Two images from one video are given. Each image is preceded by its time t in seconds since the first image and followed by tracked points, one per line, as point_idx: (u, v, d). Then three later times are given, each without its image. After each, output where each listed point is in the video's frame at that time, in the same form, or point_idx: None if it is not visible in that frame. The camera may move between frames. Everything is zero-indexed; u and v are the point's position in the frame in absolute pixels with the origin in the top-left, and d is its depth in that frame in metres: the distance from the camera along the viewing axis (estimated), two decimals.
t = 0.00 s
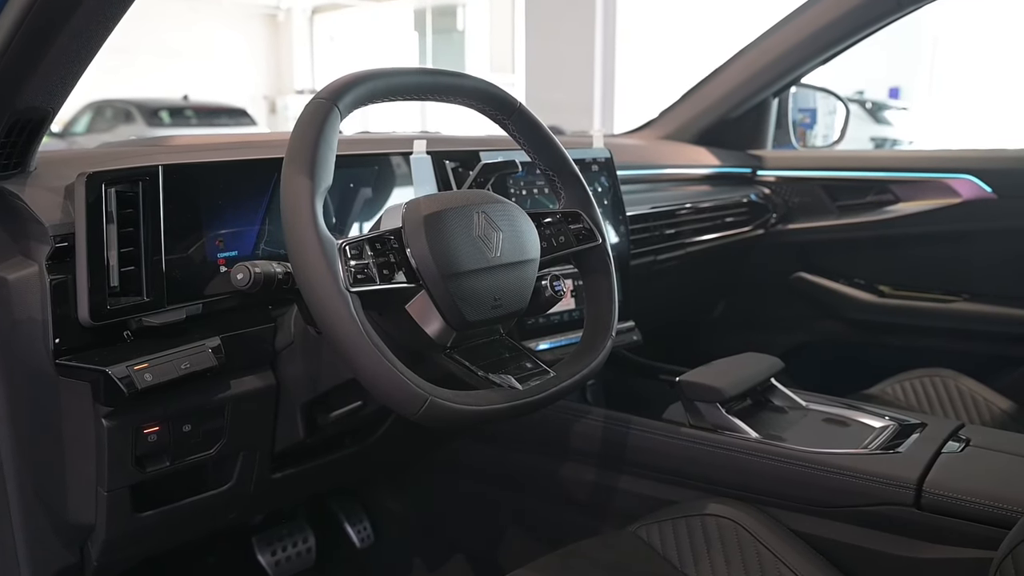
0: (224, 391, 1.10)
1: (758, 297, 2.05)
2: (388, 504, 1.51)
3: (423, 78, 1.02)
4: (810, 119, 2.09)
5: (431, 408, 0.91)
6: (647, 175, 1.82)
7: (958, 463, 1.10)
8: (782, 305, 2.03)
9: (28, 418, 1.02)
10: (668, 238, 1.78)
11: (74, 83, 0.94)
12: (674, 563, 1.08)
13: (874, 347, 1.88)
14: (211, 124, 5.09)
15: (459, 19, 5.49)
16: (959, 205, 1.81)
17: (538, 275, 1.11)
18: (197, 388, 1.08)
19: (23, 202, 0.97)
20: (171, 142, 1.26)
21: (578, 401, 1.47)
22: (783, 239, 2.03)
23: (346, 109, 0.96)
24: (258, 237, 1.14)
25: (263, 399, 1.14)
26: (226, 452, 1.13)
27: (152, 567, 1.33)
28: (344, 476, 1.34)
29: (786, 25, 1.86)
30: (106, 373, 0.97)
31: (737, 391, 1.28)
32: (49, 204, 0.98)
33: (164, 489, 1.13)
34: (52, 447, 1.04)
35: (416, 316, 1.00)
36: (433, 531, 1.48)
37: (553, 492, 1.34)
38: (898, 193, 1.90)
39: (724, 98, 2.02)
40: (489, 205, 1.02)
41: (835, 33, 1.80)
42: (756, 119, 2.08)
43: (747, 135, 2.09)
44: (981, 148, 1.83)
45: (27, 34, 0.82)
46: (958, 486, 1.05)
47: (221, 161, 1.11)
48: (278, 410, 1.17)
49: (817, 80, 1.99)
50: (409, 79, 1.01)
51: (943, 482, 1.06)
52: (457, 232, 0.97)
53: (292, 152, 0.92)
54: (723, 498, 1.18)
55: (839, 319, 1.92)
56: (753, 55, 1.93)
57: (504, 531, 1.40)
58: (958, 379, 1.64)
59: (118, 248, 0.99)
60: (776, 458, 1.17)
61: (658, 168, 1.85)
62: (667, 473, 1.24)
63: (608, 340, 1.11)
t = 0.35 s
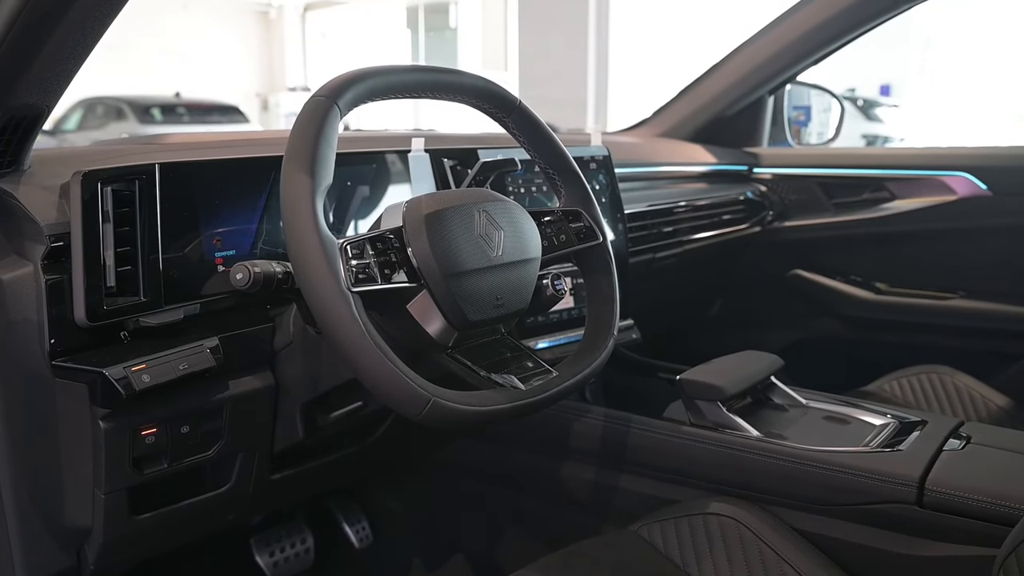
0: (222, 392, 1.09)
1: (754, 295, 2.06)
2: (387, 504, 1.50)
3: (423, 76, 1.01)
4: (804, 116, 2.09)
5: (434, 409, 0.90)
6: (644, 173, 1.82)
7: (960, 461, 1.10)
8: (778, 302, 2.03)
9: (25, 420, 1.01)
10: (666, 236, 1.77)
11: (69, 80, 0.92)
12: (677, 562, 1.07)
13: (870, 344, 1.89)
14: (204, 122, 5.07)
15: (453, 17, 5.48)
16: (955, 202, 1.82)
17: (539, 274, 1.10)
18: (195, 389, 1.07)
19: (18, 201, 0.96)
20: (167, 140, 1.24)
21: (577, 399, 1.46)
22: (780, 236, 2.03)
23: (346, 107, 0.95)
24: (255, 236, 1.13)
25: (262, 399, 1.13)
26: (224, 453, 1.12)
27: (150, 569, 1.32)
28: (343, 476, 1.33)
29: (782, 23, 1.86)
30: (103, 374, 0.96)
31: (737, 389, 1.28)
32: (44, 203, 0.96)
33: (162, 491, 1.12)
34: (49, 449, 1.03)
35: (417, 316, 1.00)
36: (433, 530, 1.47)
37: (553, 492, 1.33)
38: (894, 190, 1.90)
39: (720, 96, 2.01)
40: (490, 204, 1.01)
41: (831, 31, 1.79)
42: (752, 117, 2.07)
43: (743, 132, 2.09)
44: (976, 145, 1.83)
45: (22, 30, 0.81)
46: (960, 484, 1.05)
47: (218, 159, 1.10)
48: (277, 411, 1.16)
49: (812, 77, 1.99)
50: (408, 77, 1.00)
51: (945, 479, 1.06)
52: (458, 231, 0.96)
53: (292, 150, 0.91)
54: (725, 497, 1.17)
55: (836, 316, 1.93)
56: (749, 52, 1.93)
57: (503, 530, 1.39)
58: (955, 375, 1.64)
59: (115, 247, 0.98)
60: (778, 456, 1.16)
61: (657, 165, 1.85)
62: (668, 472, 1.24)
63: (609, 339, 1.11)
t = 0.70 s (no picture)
0: (220, 393, 1.08)
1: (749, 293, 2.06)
2: (384, 505, 1.49)
3: (423, 73, 1.00)
4: (796, 114, 2.10)
5: (437, 409, 0.89)
6: (640, 171, 1.81)
7: (960, 458, 1.10)
8: (773, 300, 2.04)
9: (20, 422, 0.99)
10: (663, 234, 1.77)
11: (65, 76, 0.91)
12: (679, 562, 1.07)
13: (865, 341, 1.89)
14: (194, 120, 5.04)
15: (444, 14, 5.46)
16: (950, 200, 1.82)
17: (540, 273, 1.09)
18: (192, 390, 1.06)
19: (12, 200, 0.94)
20: (162, 138, 1.23)
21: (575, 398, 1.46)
22: (775, 235, 2.03)
23: (346, 105, 0.94)
24: (253, 236, 1.11)
25: (260, 399, 1.12)
26: (222, 455, 1.11)
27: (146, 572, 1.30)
28: (341, 477, 1.32)
29: (778, 20, 1.85)
30: (100, 375, 0.94)
31: (737, 387, 1.27)
32: (39, 202, 0.95)
33: (159, 494, 1.11)
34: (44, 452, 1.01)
35: (419, 316, 0.99)
36: (430, 530, 1.46)
37: (552, 491, 1.33)
38: (889, 188, 1.90)
39: (715, 94, 2.01)
40: (491, 202, 1.00)
41: (827, 28, 1.79)
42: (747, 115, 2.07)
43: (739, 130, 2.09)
44: (971, 143, 1.83)
45: (17, 26, 0.79)
46: (961, 481, 1.05)
47: (215, 157, 1.09)
48: (275, 412, 1.15)
49: (807, 76, 1.99)
50: (409, 74, 0.99)
51: (946, 477, 1.06)
52: (459, 230, 0.96)
53: (292, 148, 0.90)
54: (725, 496, 1.17)
55: (832, 314, 1.93)
56: (745, 50, 1.92)
57: (502, 531, 1.39)
58: (951, 372, 1.64)
59: (111, 247, 0.96)
60: (779, 455, 1.16)
61: (652, 162, 1.83)
62: (668, 471, 1.24)
63: (611, 338, 1.10)
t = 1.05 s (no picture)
0: (217, 395, 1.07)
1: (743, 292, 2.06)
2: (380, 506, 1.48)
3: (423, 71, 0.99)
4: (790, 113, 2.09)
5: (441, 410, 0.88)
6: (636, 170, 1.80)
7: (961, 456, 1.10)
8: (768, 298, 2.04)
9: (14, 426, 0.98)
10: (659, 233, 1.77)
11: (60, 74, 0.89)
12: (681, 561, 1.06)
13: (859, 339, 1.90)
14: (182, 119, 4.99)
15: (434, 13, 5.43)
16: (944, 198, 1.83)
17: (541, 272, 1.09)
18: (189, 392, 1.04)
19: (6, 199, 0.93)
20: (156, 136, 1.21)
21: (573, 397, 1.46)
22: (769, 234, 2.04)
23: (346, 103, 0.93)
24: (249, 236, 1.10)
25: (257, 401, 1.11)
26: (219, 457, 1.10)
27: None
28: (339, 478, 1.31)
29: (772, 19, 1.85)
30: (96, 377, 0.93)
31: (737, 386, 1.27)
32: (33, 202, 0.93)
33: (155, 497, 1.09)
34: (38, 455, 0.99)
35: (419, 316, 0.98)
36: (427, 531, 1.45)
37: (551, 492, 1.32)
38: (883, 186, 1.91)
39: (709, 92, 2.01)
40: (492, 201, 0.99)
41: (821, 27, 1.79)
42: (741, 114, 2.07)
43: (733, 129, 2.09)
44: (965, 141, 1.84)
45: (12, 23, 0.78)
46: (962, 478, 1.05)
47: (211, 157, 1.07)
48: (273, 413, 1.14)
49: (801, 75, 1.99)
50: (410, 72, 0.98)
51: (947, 474, 1.06)
52: (461, 229, 0.95)
53: (293, 146, 0.88)
54: (726, 495, 1.17)
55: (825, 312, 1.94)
56: (738, 49, 1.92)
57: (500, 531, 1.38)
58: (946, 370, 1.65)
59: (107, 247, 0.95)
60: (779, 453, 1.16)
61: (647, 161, 1.83)
62: (668, 470, 1.23)
63: (612, 337, 1.10)
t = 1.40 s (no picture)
0: (214, 397, 1.06)
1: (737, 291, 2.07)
2: (376, 508, 1.47)
3: (423, 70, 0.98)
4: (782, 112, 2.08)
5: (443, 411, 0.88)
6: (630, 169, 1.79)
7: (960, 453, 1.10)
8: (762, 297, 2.05)
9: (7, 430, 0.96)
10: (654, 232, 1.77)
11: (53, 72, 0.88)
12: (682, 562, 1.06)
13: (852, 338, 1.91)
14: (170, 119, 4.95)
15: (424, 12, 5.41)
16: (936, 196, 1.83)
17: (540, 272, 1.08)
18: (185, 395, 1.03)
19: None
20: (150, 136, 1.20)
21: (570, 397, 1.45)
22: (763, 233, 2.04)
23: (345, 102, 0.92)
24: (245, 236, 1.09)
25: (254, 403, 1.10)
26: (216, 460, 1.09)
27: None
28: (335, 480, 1.30)
29: (765, 19, 1.85)
30: (90, 380, 0.91)
31: (735, 386, 1.27)
32: (26, 202, 0.92)
33: (151, 501, 1.08)
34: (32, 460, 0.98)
35: (420, 316, 0.97)
36: (425, 533, 1.45)
37: (549, 493, 1.32)
38: (876, 184, 1.91)
39: (702, 92, 2.01)
40: (492, 200, 0.98)
41: (814, 27, 1.79)
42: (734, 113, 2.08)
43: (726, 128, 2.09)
44: (957, 140, 1.84)
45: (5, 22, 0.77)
46: (962, 476, 1.05)
47: (206, 156, 1.06)
48: (269, 415, 1.13)
49: (794, 74, 1.99)
50: (409, 70, 0.97)
51: (946, 472, 1.07)
52: (461, 229, 0.94)
53: (292, 145, 0.87)
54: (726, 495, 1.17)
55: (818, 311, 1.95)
56: (732, 48, 1.92)
57: (498, 532, 1.37)
58: (939, 367, 1.66)
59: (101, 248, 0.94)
60: (779, 453, 1.16)
61: (641, 160, 1.83)
62: (668, 470, 1.23)
63: (612, 337, 1.09)
